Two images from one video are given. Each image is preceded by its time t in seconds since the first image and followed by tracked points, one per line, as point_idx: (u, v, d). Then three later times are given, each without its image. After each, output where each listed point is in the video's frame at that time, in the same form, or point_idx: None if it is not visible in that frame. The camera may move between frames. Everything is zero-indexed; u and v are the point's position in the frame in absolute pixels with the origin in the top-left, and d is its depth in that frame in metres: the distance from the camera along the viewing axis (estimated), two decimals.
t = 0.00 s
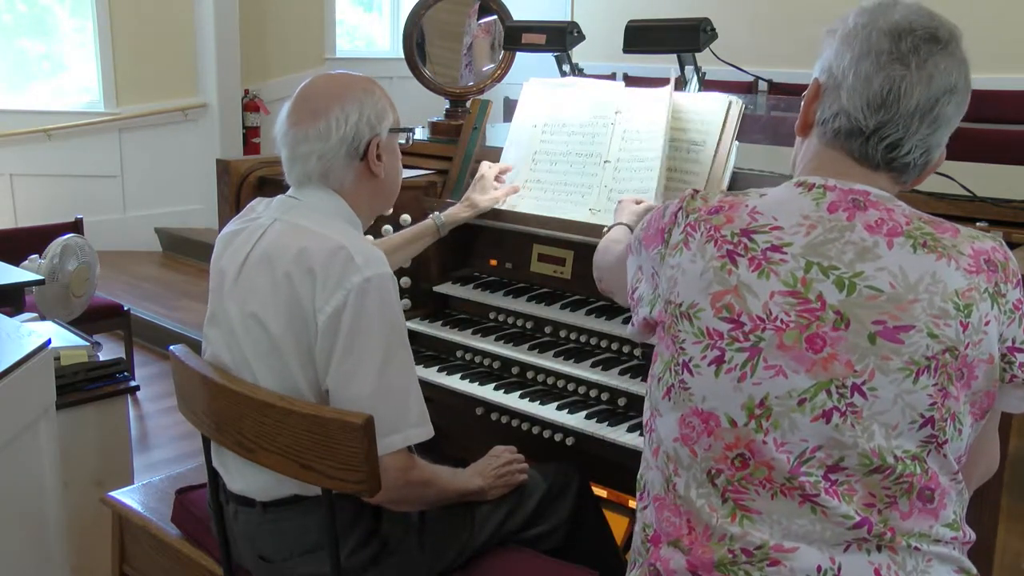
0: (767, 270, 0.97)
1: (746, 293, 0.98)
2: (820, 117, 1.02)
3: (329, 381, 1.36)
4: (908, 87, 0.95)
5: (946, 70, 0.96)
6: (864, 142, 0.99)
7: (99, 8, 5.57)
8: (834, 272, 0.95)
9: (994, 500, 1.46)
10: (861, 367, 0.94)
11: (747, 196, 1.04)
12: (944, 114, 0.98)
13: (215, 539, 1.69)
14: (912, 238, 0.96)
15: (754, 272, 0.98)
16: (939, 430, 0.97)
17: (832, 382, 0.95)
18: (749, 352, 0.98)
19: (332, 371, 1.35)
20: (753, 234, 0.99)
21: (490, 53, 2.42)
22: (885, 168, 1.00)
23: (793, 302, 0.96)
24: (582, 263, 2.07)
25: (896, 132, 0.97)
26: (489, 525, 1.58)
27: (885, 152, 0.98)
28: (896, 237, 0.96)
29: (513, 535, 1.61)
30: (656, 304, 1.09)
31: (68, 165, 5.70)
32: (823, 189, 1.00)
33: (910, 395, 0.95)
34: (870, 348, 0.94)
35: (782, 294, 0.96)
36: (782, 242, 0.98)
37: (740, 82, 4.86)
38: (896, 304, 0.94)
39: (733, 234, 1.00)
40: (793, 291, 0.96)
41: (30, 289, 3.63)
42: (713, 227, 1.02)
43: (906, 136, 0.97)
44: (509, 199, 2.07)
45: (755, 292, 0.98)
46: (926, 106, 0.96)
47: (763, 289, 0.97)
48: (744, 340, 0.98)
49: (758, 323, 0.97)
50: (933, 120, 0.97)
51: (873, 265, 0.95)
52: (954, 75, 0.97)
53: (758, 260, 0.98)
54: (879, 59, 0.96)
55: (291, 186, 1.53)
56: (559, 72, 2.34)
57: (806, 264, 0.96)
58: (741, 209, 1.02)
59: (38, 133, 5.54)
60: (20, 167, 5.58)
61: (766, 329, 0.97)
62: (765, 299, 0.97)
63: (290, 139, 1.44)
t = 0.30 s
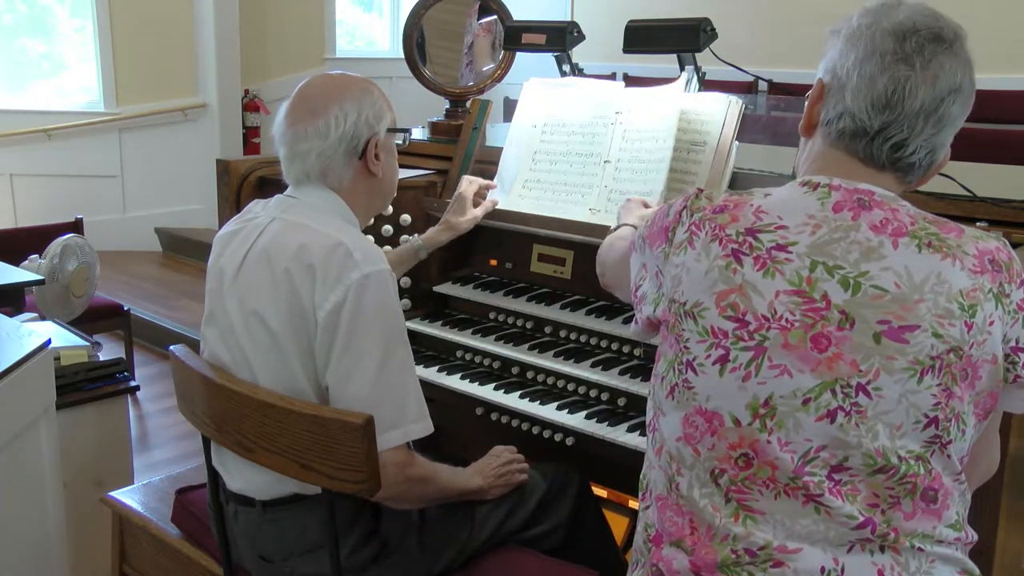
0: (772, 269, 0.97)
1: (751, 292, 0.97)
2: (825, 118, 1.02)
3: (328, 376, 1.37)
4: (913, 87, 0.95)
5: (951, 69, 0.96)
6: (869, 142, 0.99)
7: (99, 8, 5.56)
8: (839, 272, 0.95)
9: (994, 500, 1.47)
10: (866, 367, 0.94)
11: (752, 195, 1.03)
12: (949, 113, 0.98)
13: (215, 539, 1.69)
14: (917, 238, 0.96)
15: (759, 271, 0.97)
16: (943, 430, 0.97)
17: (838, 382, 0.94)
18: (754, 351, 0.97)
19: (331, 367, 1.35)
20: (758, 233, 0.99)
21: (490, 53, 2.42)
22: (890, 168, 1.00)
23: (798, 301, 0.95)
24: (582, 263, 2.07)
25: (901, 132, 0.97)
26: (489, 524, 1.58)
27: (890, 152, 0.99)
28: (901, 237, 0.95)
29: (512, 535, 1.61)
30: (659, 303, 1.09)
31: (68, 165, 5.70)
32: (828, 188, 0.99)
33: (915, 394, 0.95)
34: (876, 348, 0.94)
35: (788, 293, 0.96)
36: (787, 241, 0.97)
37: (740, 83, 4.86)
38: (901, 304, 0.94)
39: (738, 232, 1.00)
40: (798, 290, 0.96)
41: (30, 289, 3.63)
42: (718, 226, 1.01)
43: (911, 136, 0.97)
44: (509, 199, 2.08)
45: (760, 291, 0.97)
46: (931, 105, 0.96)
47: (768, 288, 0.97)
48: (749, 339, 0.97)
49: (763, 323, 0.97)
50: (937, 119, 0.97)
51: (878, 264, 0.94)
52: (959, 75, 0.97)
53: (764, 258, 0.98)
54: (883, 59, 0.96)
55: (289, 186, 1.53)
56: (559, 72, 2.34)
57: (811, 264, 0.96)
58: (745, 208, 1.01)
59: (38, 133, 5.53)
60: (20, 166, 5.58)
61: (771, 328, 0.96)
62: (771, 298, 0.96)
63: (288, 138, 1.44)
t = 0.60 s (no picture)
0: (788, 279, 0.95)
1: (768, 304, 0.95)
2: (825, 115, 1.01)
3: (328, 373, 1.37)
4: (915, 76, 0.95)
5: (949, 55, 0.96)
6: (874, 136, 0.98)
7: (98, 8, 5.57)
8: (856, 279, 0.93)
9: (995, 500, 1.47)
10: (886, 377, 0.93)
11: (758, 199, 1.00)
12: (951, 100, 0.98)
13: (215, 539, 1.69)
14: (932, 242, 0.95)
15: (774, 281, 0.95)
16: (962, 436, 0.97)
17: (858, 394, 0.94)
18: (772, 366, 0.95)
19: (331, 366, 1.35)
20: (771, 241, 0.96)
21: (490, 53, 2.42)
22: (897, 161, 1.00)
23: (816, 312, 0.94)
24: (582, 263, 2.07)
25: (907, 124, 0.97)
26: (489, 524, 1.58)
27: (897, 145, 0.98)
28: (916, 241, 0.95)
29: (513, 535, 1.61)
30: (663, 316, 1.04)
31: (68, 165, 5.70)
32: (839, 192, 0.98)
33: (935, 402, 0.95)
34: (896, 357, 0.93)
35: (805, 304, 0.94)
36: (802, 249, 0.95)
37: (740, 82, 4.86)
38: (920, 311, 0.93)
39: (750, 241, 0.97)
40: (816, 300, 0.94)
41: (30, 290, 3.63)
42: (728, 234, 0.98)
43: (916, 126, 0.97)
44: (509, 199, 2.07)
45: (777, 303, 0.95)
46: (933, 94, 0.96)
47: (786, 300, 0.94)
48: (767, 354, 0.95)
49: (781, 336, 0.94)
50: (940, 107, 0.97)
51: (894, 270, 0.94)
52: (956, 60, 0.97)
53: (778, 268, 0.95)
54: (881, 50, 0.96)
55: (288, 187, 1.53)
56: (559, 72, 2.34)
57: (828, 272, 0.94)
58: (755, 214, 0.98)
59: (38, 133, 5.54)
60: (20, 166, 5.58)
61: (790, 341, 0.94)
62: (788, 310, 0.94)
63: (289, 137, 1.44)
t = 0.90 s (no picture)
0: (799, 298, 0.91)
1: (781, 327, 0.92)
2: (810, 118, 0.99)
3: (327, 371, 1.36)
4: (900, 74, 0.93)
5: (931, 50, 0.95)
6: (863, 138, 0.96)
7: (99, 8, 5.57)
8: (870, 293, 0.91)
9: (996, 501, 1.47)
10: (909, 394, 0.92)
11: (754, 214, 0.96)
12: (936, 95, 0.97)
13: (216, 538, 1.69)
14: (942, 246, 0.94)
15: (786, 302, 0.92)
16: (985, 446, 0.98)
17: (882, 413, 0.91)
18: (792, 393, 0.92)
19: (331, 364, 1.35)
20: (776, 259, 0.92)
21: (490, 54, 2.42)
22: (886, 162, 0.98)
23: (832, 331, 0.91)
24: (582, 263, 2.07)
25: (895, 124, 0.95)
26: (488, 524, 1.58)
27: (886, 145, 0.96)
28: (924, 247, 0.93)
29: (513, 535, 1.61)
30: (660, 347, 1.00)
31: (68, 165, 5.70)
32: (839, 202, 0.95)
33: (958, 413, 0.94)
34: (917, 371, 0.91)
35: (821, 324, 0.91)
36: (810, 265, 0.92)
37: (740, 82, 4.87)
38: (938, 320, 0.91)
39: (755, 260, 0.93)
40: (831, 318, 0.91)
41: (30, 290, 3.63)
42: (730, 255, 0.94)
43: (904, 125, 0.96)
44: (509, 199, 2.07)
45: (790, 325, 0.91)
46: (919, 91, 0.95)
47: (800, 321, 0.91)
48: (784, 380, 0.92)
49: (798, 360, 0.91)
50: (926, 104, 0.96)
51: (907, 280, 0.91)
52: (938, 54, 0.95)
53: (788, 288, 0.92)
54: (863, 49, 0.94)
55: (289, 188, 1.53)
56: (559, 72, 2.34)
57: (840, 287, 0.91)
58: (754, 232, 0.94)
59: (38, 133, 5.54)
60: (20, 167, 5.58)
61: (809, 364, 0.91)
62: (803, 331, 0.91)
63: (292, 136, 1.44)
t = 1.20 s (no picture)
0: (823, 323, 0.87)
1: (805, 354, 0.87)
2: (817, 119, 0.92)
3: (327, 371, 1.36)
4: (912, 70, 0.87)
5: (942, 42, 0.88)
6: (874, 140, 0.90)
7: (99, 8, 5.56)
8: (893, 314, 0.87)
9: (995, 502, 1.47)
10: (930, 417, 0.90)
11: (769, 227, 0.91)
12: (947, 90, 0.90)
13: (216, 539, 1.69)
14: (964, 261, 0.90)
15: (809, 327, 0.87)
16: (1003, 466, 0.97)
17: (903, 439, 0.89)
18: (815, 423, 0.89)
19: (331, 364, 1.34)
20: (799, 278, 0.87)
21: (493, 54, 2.42)
22: (899, 164, 0.92)
23: (856, 357, 0.87)
24: (582, 263, 2.08)
25: (907, 123, 0.89)
26: (488, 525, 1.57)
27: (898, 147, 0.90)
28: (948, 262, 0.89)
29: (512, 535, 1.60)
30: (670, 372, 0.95)
31: (67, 165, 5.70)
32: (859, 215, 0.90)
33: (977, 434, 0.93)
34: (939, 396, 0.89)
35: (845, 349, 0.87)
36: (833, 285, 0.87)
37: (740, 82, 4.87)
38: (960, 341, 0.89)
39: (776, 281, 0.88)
40: (855, 343, 0.87)
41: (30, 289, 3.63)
42: (750, 275, 0.88)
43: (916, 124, 0.89)
44: (508, 199, 2.07)
45: (814, 351, 0.87)
46: (932, 87, 0.88)
47: (823, 346, 0.87)
48: (808, 410, 0.89)
49: (823, 388, 0.88)
50: (938, 100, 0.89)
51: (930, 299, 0.88)
52: (949, 46, 0.89)
53: (811, 311, 0.87)
54: (872, 44, 0.87)
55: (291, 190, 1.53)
56: (559, 72, 2.34)
57: (863, 309, 0.87)
58: (774, 248, 0.89)
59: (38, 133, 5.53)
60: (20, 167, 5.58)
61: (833, 393, 0.88)
62: (827, 358, 0.87)
63: (296, 135, 1.44)
